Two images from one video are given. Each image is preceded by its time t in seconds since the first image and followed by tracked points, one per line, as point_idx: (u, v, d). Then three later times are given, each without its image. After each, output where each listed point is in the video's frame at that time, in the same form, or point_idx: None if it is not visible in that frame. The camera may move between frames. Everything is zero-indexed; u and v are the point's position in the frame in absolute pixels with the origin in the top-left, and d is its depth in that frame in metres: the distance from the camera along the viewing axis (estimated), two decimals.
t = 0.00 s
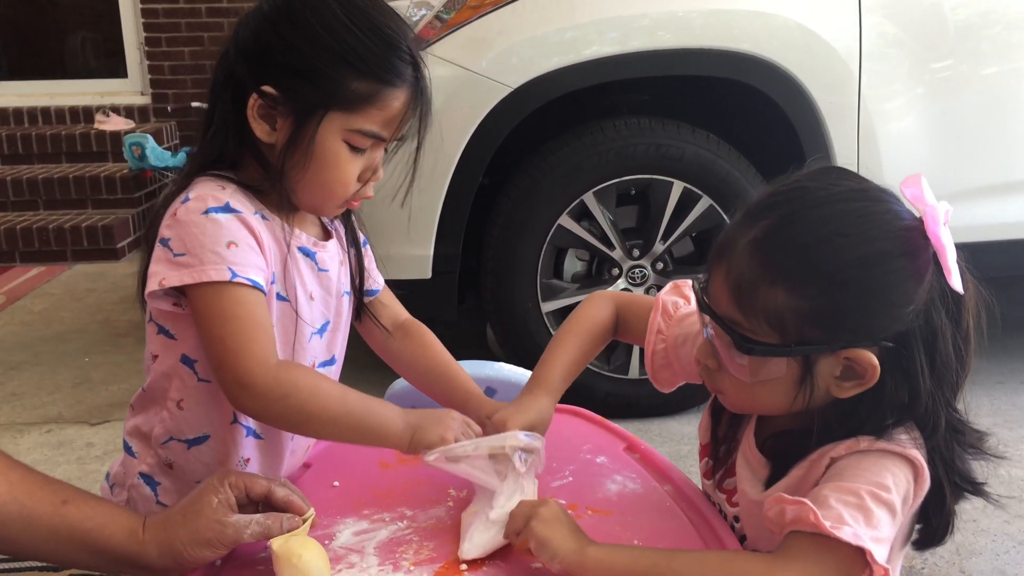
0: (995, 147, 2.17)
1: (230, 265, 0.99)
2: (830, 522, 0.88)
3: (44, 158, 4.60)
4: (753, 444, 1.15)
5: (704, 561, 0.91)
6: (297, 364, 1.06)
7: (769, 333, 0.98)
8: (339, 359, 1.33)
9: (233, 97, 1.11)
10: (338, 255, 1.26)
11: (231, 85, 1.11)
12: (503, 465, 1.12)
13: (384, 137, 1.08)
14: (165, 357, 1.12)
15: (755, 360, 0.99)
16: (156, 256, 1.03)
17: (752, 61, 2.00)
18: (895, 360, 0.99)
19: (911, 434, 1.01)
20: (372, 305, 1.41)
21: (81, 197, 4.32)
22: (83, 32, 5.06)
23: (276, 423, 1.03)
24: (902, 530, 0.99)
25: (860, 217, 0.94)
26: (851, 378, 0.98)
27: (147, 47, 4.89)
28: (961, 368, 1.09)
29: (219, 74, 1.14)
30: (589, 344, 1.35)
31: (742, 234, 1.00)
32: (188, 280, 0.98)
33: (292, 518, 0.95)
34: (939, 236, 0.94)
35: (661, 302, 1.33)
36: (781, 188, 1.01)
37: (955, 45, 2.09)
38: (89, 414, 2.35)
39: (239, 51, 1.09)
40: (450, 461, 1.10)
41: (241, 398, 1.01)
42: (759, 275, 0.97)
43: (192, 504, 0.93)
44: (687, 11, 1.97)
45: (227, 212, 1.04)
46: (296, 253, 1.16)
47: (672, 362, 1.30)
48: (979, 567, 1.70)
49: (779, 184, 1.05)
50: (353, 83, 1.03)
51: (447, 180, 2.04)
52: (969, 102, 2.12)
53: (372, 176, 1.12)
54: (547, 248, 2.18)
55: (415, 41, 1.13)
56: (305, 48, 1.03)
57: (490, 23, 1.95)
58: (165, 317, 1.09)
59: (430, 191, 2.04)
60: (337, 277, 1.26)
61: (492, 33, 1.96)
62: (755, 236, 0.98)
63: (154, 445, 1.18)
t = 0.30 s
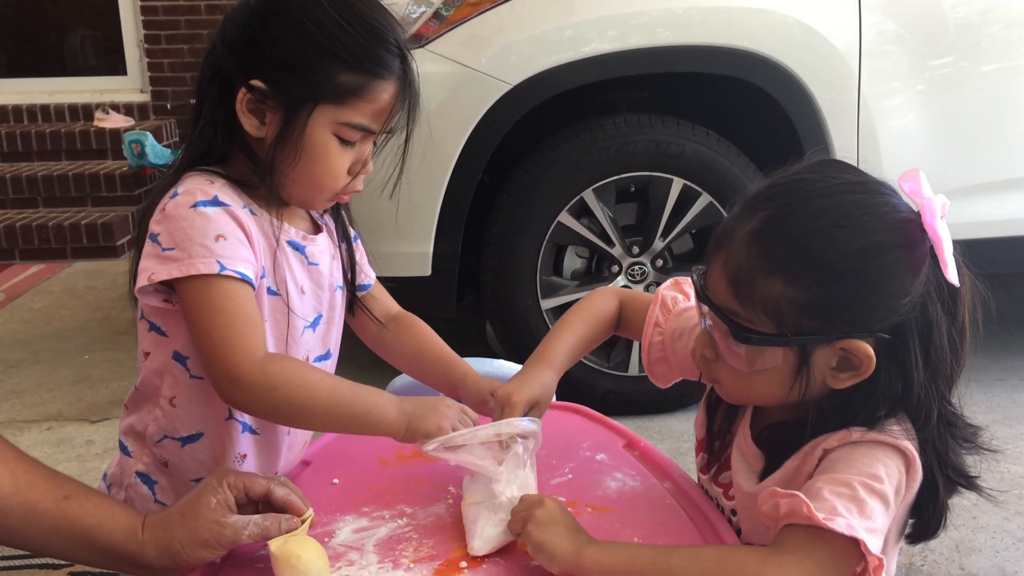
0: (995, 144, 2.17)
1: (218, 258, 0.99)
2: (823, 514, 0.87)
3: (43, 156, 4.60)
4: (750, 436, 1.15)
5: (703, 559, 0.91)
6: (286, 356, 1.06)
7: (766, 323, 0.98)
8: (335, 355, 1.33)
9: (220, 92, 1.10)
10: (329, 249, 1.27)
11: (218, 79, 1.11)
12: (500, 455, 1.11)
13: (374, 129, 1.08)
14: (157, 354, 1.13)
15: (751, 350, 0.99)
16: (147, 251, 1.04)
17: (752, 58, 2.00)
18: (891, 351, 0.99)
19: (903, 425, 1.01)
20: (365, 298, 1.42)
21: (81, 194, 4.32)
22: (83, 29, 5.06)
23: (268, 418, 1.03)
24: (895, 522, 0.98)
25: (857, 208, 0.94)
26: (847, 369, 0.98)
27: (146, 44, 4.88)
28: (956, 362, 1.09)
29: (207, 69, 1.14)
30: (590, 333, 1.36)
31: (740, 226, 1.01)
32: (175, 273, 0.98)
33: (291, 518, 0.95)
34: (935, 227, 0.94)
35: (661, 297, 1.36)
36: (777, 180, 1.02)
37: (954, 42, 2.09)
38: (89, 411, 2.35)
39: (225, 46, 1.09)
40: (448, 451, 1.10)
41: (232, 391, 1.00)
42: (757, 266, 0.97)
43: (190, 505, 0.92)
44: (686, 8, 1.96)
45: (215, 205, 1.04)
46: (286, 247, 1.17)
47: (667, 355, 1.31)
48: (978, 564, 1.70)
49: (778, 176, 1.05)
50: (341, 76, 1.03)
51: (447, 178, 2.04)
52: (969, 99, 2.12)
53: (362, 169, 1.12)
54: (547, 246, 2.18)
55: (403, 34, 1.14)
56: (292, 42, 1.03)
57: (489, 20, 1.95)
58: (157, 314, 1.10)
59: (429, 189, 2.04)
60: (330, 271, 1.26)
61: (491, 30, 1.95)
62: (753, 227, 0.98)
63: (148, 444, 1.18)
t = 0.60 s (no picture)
0: (996, 140, 2.16)
1: (205, 253, 0.99)
2: (822, 508, 0.87)
3: (43, 153, 4.60)
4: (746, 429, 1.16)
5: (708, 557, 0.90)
6: (275, 356, 1.05)
7: (764, 314, 0.98)
8: (331, 350, 1.33)
9: (213, 87, 1.10)
10: (323, 243, 1.26)
11: (212, 74, 1.10)
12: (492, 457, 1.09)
13: (368, 126, 1.07)
14: (151, 351, 1.13)
15: (748, 340, 0.99)
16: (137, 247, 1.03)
17: (752, 55, 1.99)
18: (889, 348, 0.99)
19: (895, 419, 1.01)
20: (359, 295, 1.42)
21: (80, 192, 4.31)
22: (82, 27, 5.05)
23: (257, 417, 1.01)
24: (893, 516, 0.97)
25: (859, 202, 0.93)
26: (843, 361, 0.97)
27: (145, 41, 4.87)
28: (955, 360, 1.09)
29: (200, 63, 1.13)
30: (592, 328, 1.38)
31: (742, 216, 1.00)
32: (162, 269, 0.98)
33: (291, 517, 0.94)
34: (937, 223, 0.93)
35: (660, 297, 1.37)
36: (780, 171, 1.02)
37: (955, 38, 2.08)
38: (89, 409, 2.34)
39: (219, 40, 1.08)
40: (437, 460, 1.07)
41: (218, 393, 1.00)
42: (756, 256, 0.97)
43: (188, 503, 0.92)
44: (686, 4, 1.96)
45: (204, 200, 1.03)
46: (278, 242, 1.16)
47: (667, 353, 1.33)
48: (980, 561, 1.69)
49: (781, 168, 1.04)
50: (336, 73, 1.02)
51: (446, 175, 2.03)
52: (970, 96, 2.11)
53: (356, 166, 1.12)
54: (547, 243, 2.17)
55: (399, 31, 1.13)
56: (286, 38, 1.02)
57: (489, 16, 1.94)
58: (150, 310, 1.09)
59: (428, 186, 2.03)
60: (324, 266, 1.26)
61: (491, 27, 1.94)
62: (754, 218, 0.98)
63: (144, 441, 1.17)
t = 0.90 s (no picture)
0: (996, 137, 2.16)
1: (203, 249, 0.98)
2: (826, 504, 0.87)
3: (41, 150, 4.59)
4: (747, 422, 1.15)
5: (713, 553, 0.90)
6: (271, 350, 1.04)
7: (760, 290, 0.98)
8: (331, 344, 1.34)
9: (210, 82, 1.10)
10: (318, 240, 1.27)
11: (209, 70, 1.10)
12: (482, 439, 1.11)
13: (364, 127, 1.07)
14: (148, 348, 1.12)
15: (743, 317, 0.99)
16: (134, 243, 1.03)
17: (752, 51, 1.99)
18: (880, 331, 0.99)
19: (889, 414, 1.00)
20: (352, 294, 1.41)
21: (78, 188, 4.30)
22: (80, 23, 5.04)
23: (252, 409, 1.01)
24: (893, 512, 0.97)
25: (862, 189, 0.94)
26: (835, 347, 0.97)
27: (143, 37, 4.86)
28: (951, 363, 1.10)
29: (196, 58, 1.13)
30: (592, 330, 1.40)
31: (747, 195, 1.01)
32: (159, 265, 0.98)
33: (292, 512, 0.93)
34: (936, 214, 0.94)
35: (659, 304, 1.39)
36: (787, 157, 1.02)
37: (955, 35, 2.08)
38: (87, 406, 2.34)
39: (217, 36, 1.07)
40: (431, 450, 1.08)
41: (211, 383, 0.99)
42: (757, 234, 0.97)
43: (188, 500, 0.91)
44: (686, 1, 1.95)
45: (201, 196, 1.03)
46: (275, 239, 1.17)
47: (665, 358, 1.34)
48: (979, 558, 1.69)
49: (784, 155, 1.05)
50: (334, 74, 1.02)
51: (446, 171, 2.03)
52: (970, 93, 2.11)
53: (353, 166, 1.12)
54: (547, 240, 2.17)
55: (399, 31, 1.12)
56: (283, 35, 1.02)
57: (488, 13, 1.94)
58: (147, 307, 1.09)
59: (427, 183, 2.03)
60: (321, 263, 1.26)
61: (491, 23, 1.94)
62: (756, 198, 0.99)
63: (142, 438, 1.17)
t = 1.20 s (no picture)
0: (995, 134, 2.16)
1: (197, 246, 0.98)
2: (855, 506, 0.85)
3: (40, 147, 4.59)
4: (738, 415, 1.15)
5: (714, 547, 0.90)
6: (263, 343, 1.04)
7: (772, 286, 0.96)
8: (325, 339, 1.35)
9: (204, 79, 1.09)
10: (311, 236, 1.27)
11: (203, 66, 1.10)
12: (469, 411, 1.11)
13: (358, 125, 1.07)
14: (142, 345, 1.12)
15: (754, 313, 0.97)
16: (127, 241, 1.03)
17: (752, 48, 1.99)
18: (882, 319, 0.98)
19: (880, 397, 1.01)
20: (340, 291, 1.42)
21: (78, 186, 4.30)
22: (79, 20, 5.04)
23: (245, 405, 1.01)
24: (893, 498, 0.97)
25: (858, 177, 0.95)
26: (842, 332, 0.97)
27: (143, 35, 4.86)
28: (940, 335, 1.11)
29: (189, 55, 1.13)
30: (567, 305, 1.41)
31: (744, 191, 1.00)
32: (153, 262, 0.98)
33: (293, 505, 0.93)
34: (928, 197, 0.96)
35: (647, 297, 1.39)
36: (775, 152, 1.02)
37: (955, 32, 2.08)
38: (86, 403, 2.34)
39: (212, 32, 1.07)
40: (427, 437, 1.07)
41: (203, 383, 0.99)
42: (762, 226, 0.96)
43: (188, 497, 0.91)
44: None
45: (194, 193, 1.03)
46: (271, 235, 1.17)
47: (655, 350, 1.35)
48: (978, 554, 1.69)
49: (768, 150, 1.06)
50: (330, 72, 1.02)
51: (446, 168, 2.02)
52: (969, 90, 2.11)
53: (346, 163, 1.12)
54: (546, 236, 2.17)
55: (393, 30, 1.13)
56: (280, 32, 1.01)
57: (487, 9, 1.94)
58: (141, 305, 1.09)
59: (426, 180, 2.02)
60: (314, 258, 1.27)
61: (490, 20, 1.94)
62: (755, 194, 0.98)
63: (138, 436, 1.17)
